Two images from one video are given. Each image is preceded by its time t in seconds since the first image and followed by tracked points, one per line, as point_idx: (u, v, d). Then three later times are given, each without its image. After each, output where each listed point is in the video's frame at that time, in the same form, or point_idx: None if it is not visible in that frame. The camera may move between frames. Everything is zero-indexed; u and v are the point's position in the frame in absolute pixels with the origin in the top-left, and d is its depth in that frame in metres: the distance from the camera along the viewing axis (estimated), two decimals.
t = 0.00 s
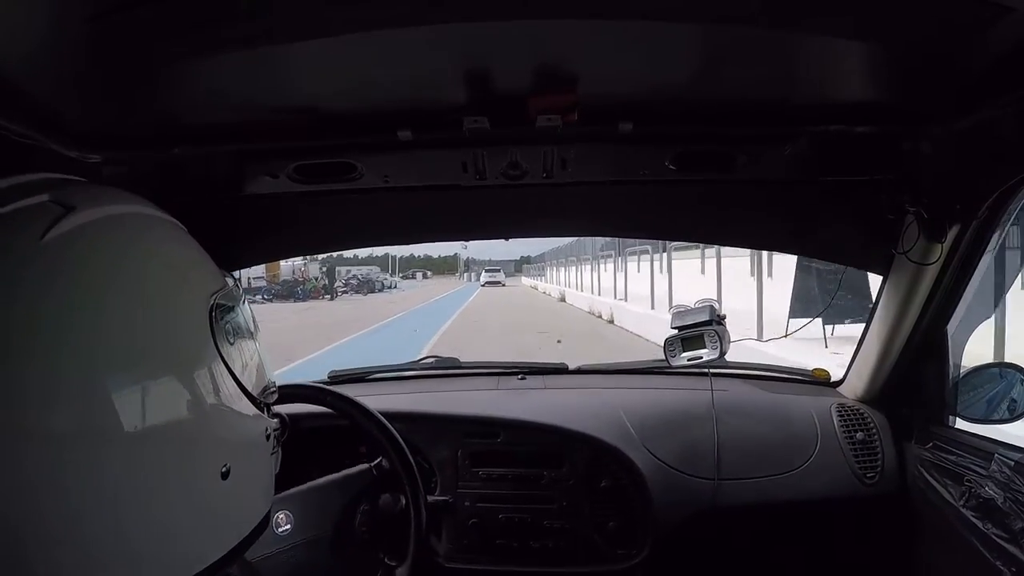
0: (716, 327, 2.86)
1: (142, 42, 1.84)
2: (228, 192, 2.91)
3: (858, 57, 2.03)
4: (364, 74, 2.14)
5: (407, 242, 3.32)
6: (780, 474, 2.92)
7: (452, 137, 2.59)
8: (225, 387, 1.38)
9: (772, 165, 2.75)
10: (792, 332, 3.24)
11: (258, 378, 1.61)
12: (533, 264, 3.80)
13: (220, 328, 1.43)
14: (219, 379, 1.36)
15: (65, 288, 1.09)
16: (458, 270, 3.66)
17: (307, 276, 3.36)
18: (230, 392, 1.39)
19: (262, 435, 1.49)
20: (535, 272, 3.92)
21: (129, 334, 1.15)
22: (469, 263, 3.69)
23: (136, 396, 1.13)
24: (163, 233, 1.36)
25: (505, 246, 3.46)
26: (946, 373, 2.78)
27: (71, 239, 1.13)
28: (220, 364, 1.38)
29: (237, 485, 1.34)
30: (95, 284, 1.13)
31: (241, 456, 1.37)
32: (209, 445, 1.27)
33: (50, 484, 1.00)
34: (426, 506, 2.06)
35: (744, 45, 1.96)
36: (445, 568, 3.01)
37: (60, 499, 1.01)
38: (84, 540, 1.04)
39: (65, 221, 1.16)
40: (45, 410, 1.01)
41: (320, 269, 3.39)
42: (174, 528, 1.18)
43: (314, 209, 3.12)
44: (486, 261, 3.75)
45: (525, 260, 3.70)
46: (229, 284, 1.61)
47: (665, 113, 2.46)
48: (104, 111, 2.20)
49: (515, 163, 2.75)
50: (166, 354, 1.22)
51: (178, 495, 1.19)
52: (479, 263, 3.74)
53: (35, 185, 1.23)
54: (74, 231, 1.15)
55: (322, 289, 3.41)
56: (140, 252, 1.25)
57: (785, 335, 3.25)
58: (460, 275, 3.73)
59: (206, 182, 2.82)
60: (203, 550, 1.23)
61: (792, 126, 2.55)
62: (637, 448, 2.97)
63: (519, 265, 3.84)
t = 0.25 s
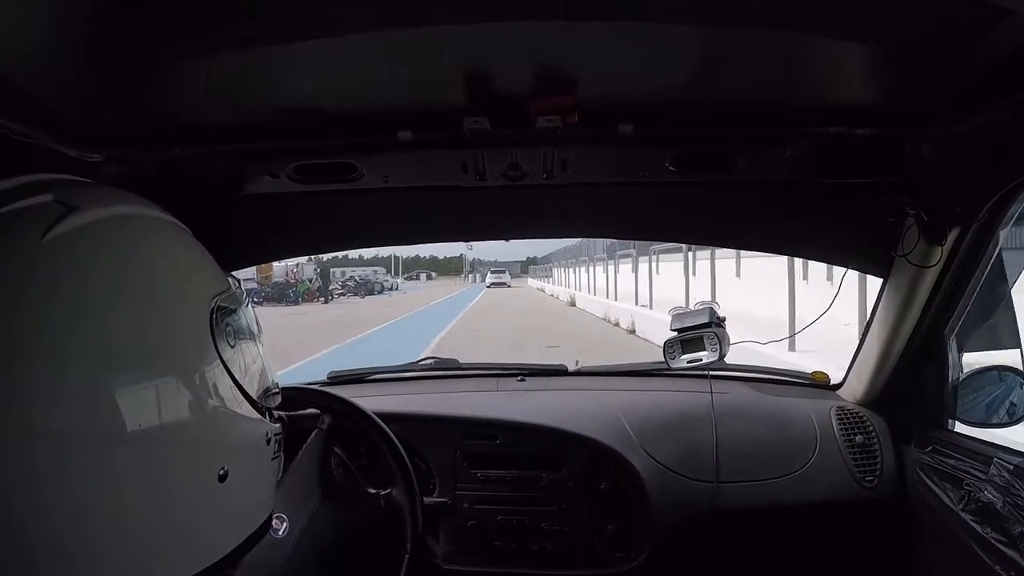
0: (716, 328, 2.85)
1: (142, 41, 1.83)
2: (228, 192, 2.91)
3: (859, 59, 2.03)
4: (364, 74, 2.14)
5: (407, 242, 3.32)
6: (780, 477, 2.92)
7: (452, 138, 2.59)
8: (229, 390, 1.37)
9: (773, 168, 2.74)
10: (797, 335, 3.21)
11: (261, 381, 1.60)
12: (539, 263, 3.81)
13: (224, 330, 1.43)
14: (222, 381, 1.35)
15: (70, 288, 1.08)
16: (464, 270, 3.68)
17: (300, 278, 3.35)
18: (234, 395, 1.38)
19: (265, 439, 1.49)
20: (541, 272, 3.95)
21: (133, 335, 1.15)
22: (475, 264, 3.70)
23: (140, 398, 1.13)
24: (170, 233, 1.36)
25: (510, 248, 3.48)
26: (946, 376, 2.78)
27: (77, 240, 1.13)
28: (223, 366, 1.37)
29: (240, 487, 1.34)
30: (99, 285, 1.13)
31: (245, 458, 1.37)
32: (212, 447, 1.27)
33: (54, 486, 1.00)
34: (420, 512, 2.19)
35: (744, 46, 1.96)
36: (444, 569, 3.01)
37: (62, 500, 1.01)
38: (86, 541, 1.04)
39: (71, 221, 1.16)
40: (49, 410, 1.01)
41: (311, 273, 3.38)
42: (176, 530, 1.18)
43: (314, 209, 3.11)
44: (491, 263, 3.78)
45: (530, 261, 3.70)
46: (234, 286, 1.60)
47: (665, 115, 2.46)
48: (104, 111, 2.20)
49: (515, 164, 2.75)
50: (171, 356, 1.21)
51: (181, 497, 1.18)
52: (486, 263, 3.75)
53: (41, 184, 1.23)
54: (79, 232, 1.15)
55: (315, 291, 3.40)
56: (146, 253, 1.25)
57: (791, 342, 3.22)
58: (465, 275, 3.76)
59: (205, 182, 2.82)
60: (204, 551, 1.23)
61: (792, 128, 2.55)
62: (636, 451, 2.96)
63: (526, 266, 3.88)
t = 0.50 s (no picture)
0: (715, 328, 2.85)
1: (142, 38, 1.83)
2: (228, 189, 2.90)
3: (860, 60, 2.02)
4: (364, 72, 2.13)
5: (407, 240, 3.32)
6: (779, 478, 2.92)
7: (452, 137, 2.59)
8: (234, 388, 1.37)
9: (774, 168, 2.74)
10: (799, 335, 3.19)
11: (266, 378, 1.60)
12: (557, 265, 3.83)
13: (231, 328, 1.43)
14: (228, 378, 1.35)
15: (80, 283, 1.09)
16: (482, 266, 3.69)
17: (306, 275, 3.38)
18: (239, 393, 1.39)
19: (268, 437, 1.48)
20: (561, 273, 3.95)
21: (141, 331, 1.15)
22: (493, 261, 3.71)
23: (147, 394, 1.13)
24: (177, 233, 1.37)
25: (530, 246, 3.46)
26: (945, 376, 2.77)
27: (88, 235, 1.14)
28: (229, 363, 1.37)
29: (244, 486, 1.34)
30: (109, 280, 1.13)
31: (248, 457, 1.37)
32: (218, 445, 1.27)
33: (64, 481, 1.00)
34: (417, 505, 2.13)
35: (745, 47, 1.96)
36: (442, 567, 3.01)
37: (73, 495, 1.01)
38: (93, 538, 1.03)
39: (82, 217, 1.16)
40: (57, 403, 1.00)
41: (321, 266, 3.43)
42: (182, 527, 1.17)
43: (314, 207, 3.12)
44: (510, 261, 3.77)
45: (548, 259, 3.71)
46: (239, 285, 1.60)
47: (665, 114, 2.45)
48: (104, 107, 2.20)
49: (515, 163, 2.75)
50: (178, 353, 1.22)
51: (187, 493, 1.18)
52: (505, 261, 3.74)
53: (53, 182, 1.24)
54: (89, 227, 1.15)
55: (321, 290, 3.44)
56: (155, 251, 1.25)
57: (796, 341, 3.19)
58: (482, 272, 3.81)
59: (205, 179, 2.81)
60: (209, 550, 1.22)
61: (793, 128, 2.54)
62: (635, 450, 2.97)
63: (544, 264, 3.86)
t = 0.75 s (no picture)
0: (715, 327, 2.86)
1: (141, 39, 1.84)
2: (229, 189, 2.91)
3: (859, 59, 2.02)
4: (363, 72, 2.14)
5: (407, 239, 3.33)
6: (778, 477, 2.92)
7: (452, 136, 2.59)
8: (242, 385, 1.38)
9: (773, 168, 2.73)
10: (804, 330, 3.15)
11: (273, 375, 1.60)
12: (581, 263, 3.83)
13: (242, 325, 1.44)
14: (235, 376, 1.36)
15: (88, 278, 1.10)
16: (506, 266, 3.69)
17: (313, 275, 3.39)
18: (246, 391, 1.39)
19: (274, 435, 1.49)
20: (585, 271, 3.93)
21: (149, 327, 1.16)
22: (515, 262, 3.70)
23: (154, 390, 1.14)
24: (191, 231, 1.38)
25: (549, 245, 3.45)
26: (945, 375, 2.77)
27: (98, 231, 1.15)
28: (237, 360, 1.38)
29: (250, 484, 1.34)
30: (117, 276, 1.14)
31: (255, 455, 1.37)
32: (224, 442, 1.27)
33: (69, 474, 1.00)
34: (417, 501, 2.08)
35: (744, 47, 1.96)
36: (443, 566, 3.02)
37: (78, 487, 1.01)
38: (97, 531, 1.04)
39: (95, 213, 1.18)
40: (60, 399, 1.01)
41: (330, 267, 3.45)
42: (186, 523, 1.17)
43: (314, 207, 3.12)
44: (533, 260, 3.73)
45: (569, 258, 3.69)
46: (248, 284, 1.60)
47: (665, 113, 2.45)
48: (105, 108, 2.20)
49: (515, 163, 2.75)
50: (186, 350, 1.22)
51: (192, 489, 1.19)
52: (529, 262, 3.75)
53: (70, 178, 1.26)
54: (100, 224, 1.17)
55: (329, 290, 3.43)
56: (165, 248, 1.26)
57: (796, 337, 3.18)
58: (504, 271, 3.76)
59: (205, 178, 2.82)
60: (213, 547, 1.23)
61: (793, 128, 2.54)
62: (635, 449, 2.97)
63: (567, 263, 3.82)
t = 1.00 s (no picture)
0: (715, 328, 2.86)
1: (141, 40, 1.83)
2: (228, 190, 2.90)
3: (859, 59, 2.03)
4: (363, 73, 2.13)
5: (407, 240, 3.32)
6: (780, 477, 2.92)
7: (452, 137, 2.58)
8: (237, 392, 1.38)
9: (773, 167, 2.73)
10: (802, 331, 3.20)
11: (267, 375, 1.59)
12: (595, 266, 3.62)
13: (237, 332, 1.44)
14: (231, 381, 1.36)
15: (88, 281, 1.09)
16: (520, 267, 3.58)
17: (308, 275, 3.33)
18: (241, 397, 1.39)
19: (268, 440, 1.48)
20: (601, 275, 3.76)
21: (147, 333, 1.16)
22: (528, 262, 3.58)
23: (151, 395, 1.13)
24: (187, 238, 1.38)
25: (562, 245, 3.38)
26: (946, 376, 2.78)
27: (98, 236, 1.15)
28: (233, 365, 1.38)
29: (242, 491, 1.34)
30: (116, 281, 1.14)
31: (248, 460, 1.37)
32: (218, 448, 1.27)
33: (68, 478, 1.00)
34: (421, 504, 2.02)
35: (744, 46, 1.96)
36: (443, 568, 3.00)
37: (75, 491, 1.01)
38: (92, 536, 1.03)
39: (97, 218, 1.18)
40: (59, 402, 1.00)
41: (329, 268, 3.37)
42: (181, 529, 1.17)
43: (313, 208, 3.11)
44: (546, 261, 3.62)
45: (583, 259, 3.54)
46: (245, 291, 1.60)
47: (665, 113, 2.45)
48: (104, 109, 2.20)
49: (515, 164, 2.74)
50: (182, 356, 1.22)
51: (187, 495, 1.18)
52: (543, 262, 3.62)
53: (70, 182, 1.25)
54: (100, 228, 1.16)
55: (326, 291, 3.35)
56: (163, 255, 1.26)
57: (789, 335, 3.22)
58: (515, 271, 3.62)
59: (205, 180, 2.81)
60: (206, 553, 1.22)
61: (794, 128, 2.54)
62: (635, 450, 2.97)
63: (580, 263, 3.59)
